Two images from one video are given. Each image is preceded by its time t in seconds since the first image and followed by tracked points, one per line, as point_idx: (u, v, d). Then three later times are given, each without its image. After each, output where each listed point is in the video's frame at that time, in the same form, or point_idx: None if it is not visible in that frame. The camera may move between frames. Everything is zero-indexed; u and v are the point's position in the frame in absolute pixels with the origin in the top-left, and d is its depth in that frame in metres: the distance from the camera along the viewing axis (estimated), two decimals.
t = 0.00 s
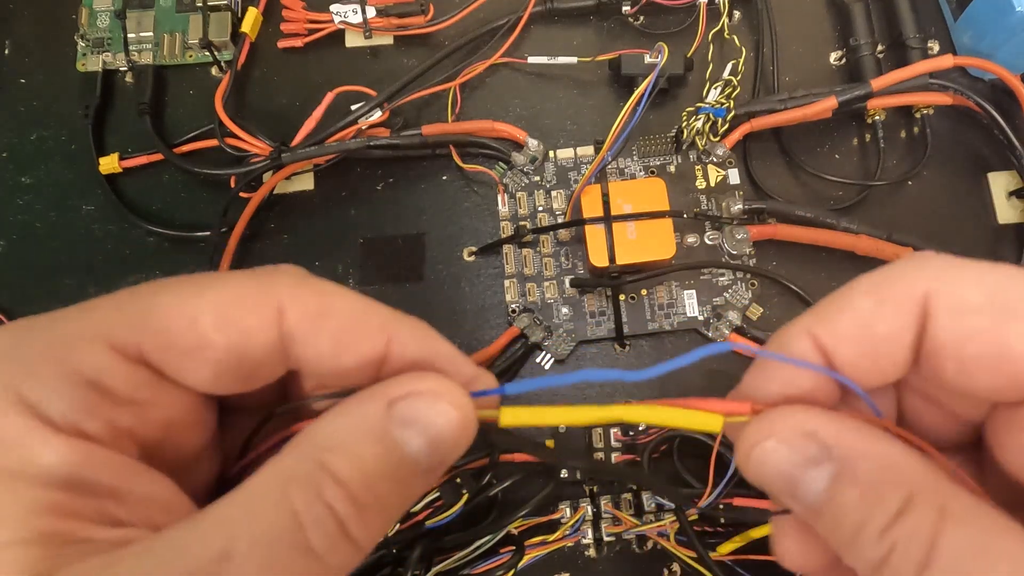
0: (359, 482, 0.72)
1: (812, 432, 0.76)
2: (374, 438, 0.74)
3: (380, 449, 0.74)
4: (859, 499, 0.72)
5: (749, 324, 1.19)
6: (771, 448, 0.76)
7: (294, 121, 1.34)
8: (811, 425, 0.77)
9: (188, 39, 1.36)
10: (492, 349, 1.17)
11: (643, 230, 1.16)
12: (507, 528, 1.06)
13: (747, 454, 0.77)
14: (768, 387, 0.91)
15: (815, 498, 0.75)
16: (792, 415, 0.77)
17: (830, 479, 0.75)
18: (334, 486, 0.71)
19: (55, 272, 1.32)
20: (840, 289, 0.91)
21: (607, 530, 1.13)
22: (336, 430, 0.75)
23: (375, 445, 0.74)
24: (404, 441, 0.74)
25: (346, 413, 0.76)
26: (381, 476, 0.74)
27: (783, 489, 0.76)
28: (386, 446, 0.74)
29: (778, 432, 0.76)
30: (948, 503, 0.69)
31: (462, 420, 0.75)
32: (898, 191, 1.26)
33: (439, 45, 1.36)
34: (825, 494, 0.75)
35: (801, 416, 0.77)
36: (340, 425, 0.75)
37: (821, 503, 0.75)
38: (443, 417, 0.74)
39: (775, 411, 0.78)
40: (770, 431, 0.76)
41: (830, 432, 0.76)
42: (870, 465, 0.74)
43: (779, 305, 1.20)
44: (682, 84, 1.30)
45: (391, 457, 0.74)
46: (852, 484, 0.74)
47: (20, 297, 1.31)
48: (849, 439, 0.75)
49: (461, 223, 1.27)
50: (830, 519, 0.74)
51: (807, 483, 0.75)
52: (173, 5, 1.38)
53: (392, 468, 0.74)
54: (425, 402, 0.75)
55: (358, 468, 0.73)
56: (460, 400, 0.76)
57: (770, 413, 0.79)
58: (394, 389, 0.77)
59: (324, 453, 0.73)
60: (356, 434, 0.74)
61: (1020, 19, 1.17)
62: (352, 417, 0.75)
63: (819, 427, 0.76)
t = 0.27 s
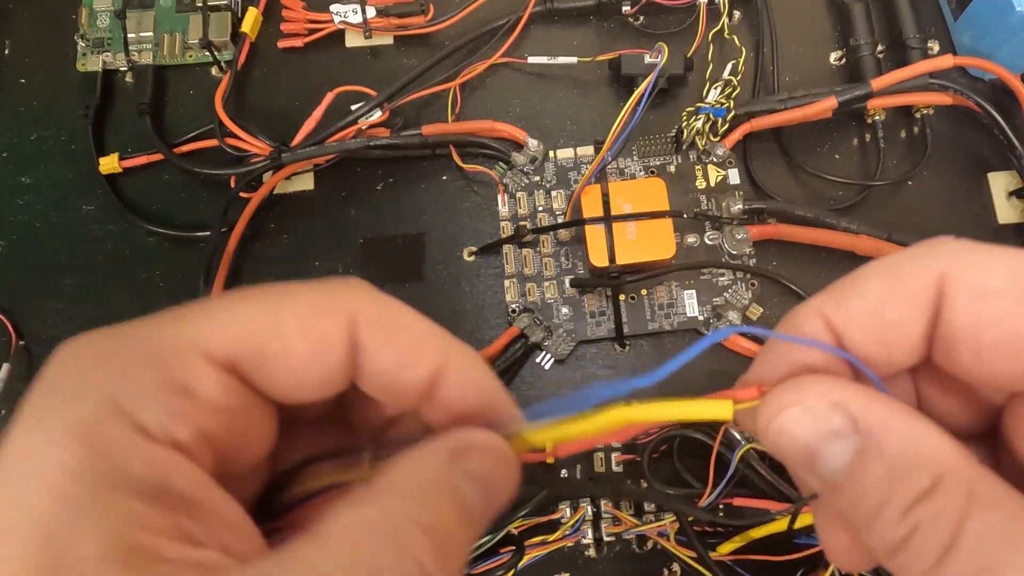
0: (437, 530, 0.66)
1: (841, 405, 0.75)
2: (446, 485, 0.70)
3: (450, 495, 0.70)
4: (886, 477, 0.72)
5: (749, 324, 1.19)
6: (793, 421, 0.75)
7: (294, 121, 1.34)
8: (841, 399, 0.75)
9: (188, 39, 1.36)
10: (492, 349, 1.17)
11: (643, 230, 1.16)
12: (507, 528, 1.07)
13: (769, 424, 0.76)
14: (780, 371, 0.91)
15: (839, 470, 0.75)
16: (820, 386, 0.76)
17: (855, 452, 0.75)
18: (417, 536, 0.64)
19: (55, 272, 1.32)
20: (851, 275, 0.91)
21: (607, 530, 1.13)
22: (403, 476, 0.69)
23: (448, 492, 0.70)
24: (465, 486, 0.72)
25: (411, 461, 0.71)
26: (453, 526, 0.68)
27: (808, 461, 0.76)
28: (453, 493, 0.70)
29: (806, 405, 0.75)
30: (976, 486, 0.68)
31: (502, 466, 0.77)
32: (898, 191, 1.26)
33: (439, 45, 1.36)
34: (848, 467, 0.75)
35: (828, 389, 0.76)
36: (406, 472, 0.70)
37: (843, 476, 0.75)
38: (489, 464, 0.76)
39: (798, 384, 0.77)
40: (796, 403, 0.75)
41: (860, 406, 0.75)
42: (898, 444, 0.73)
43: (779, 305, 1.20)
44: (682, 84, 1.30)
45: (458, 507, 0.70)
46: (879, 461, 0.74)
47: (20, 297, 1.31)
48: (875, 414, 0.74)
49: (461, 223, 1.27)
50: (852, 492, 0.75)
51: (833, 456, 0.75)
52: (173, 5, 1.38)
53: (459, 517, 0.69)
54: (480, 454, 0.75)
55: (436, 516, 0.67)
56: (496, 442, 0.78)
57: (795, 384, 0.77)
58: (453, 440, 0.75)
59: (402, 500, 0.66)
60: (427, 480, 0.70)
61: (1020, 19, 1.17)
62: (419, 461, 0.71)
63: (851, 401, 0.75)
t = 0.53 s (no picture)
0: (404, 486, 0.72)
1: (834, 422, 0.75)
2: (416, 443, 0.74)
3: (419, 452, 0.74)
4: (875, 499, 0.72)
5: (749, 324, 1.19)
6: (785, 439, 0.75)
7: (294, 121, 1.34)
8: (832, 416, 0.76)
9: (188, 39, 1.36)
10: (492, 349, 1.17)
11: (643, 230, 1.16)
12: (507, 527, 1.07)
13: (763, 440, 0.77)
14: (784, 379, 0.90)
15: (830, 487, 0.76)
16: (813, 404, 0.76)
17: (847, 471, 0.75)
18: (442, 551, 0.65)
19: (55, 271, 1.32)
20: (856, 282, 0.91)
21: (607, 530, 1.13)
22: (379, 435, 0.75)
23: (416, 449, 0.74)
24: (443, 444, 0.75)
25: (386, 419, 0.76)
26: (425, 479, 0.74)
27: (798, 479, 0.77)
28: (428, 452, 0.74)
29: (797, 422, 0.75)
30: (968, 507, 0.69)
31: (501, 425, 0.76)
32: (898, 191, 1.25)
33: (439, 45, 1.36)
34: (840, 482, 0.75)
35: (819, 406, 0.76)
36: (382, 429, 0.75)
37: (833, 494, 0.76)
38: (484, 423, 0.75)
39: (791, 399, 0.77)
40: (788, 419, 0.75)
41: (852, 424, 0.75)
42: (889, 459, 0.73)
43: (779, 305, 1.20)
44: (682, 84, 1.30)
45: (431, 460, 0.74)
46: (868, 480, 0.74)
47: (20, 297, 1.31)
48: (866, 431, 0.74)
49: (461, 223, 1.27)
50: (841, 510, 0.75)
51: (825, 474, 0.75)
52: (173, 5, 1.38)
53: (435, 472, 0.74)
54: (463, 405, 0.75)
55: (401, 470, 0.73)
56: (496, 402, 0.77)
57: (791, 399, 0.77)
58: (430, 395, 0.77)
59: (364, 455, 0.73)
60: (398, 439, 0.74)
61: (1020, 19, 1.17)
62: (395, 421, 0.75)
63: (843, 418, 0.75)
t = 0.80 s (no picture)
0: (431, 489, 0.73)
1: (872, 403, 0.73)
2: (439, 444, 0.74)
3: (443, 454, 0.73)
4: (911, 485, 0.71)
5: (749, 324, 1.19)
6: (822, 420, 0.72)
7: (294, 121, 1.34)
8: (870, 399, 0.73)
9: (188, 39, 1.36)
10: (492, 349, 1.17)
11: (643, 230, 1.16)
12: (507, 527, 1.07)
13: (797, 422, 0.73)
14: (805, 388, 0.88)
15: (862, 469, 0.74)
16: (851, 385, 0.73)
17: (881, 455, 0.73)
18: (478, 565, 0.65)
19: (56, 272, 1.32)
20: (872, 287, 0.89)
21: (607, 530, 1.13)
22: (402, 437, 0.74)
23: (441, 451, 0.74)
24: (466, 448, 0.74)
25: (409, 420, 0.75)
26: (450, 480, 0.74)
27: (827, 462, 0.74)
28: (451, 453, 0.74)
29: (835, 404, 0.72)
30: (1010, 500, 0.69)
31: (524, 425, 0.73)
32: (898, 191, 1.26)
33: (439, 45, 1.36)
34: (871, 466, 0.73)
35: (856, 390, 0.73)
36: (404, 430, 0.75)
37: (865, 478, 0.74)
38: (510, 425, 0.72)
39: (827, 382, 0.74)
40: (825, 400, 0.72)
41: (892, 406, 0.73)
42: (928, 446, 0.72)
43: (779, 305, 1.20)
44: (682, 84, 1.30)
45: (456, 462, 0.74)
46: (904, 465, 0.72)
47: (20, 297, 1.31)
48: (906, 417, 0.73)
49: (461, 223, 1.27)
50: (872, 493, 0.74)
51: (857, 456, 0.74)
52: (173, 5, 1.38)
53: (460, 474, 0.74)
54: (485, 407, 0.73)
55: (427, 474, 0.73)
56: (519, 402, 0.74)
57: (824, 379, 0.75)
58: (454, 394, 0.76)
59: (392, 461, 0.73)
60: (422, 442, 0.74)
61: (1020, 19, 1.17)
62: (419, 421, 0.75)
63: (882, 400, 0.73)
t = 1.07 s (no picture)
0: (425, 487, 0.73)
1: (883, 425, 0.72)
2: (433, 439, 0.74)
3: (437, 447, 0.74)
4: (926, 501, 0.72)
5: (749, 324, 1.19)
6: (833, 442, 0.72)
7: (294, 121, 1.35)
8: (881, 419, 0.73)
9: (188, 39, 1.36)
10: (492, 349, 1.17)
11: (643, 230, 1.16)
12: (507, 527, 1.07)
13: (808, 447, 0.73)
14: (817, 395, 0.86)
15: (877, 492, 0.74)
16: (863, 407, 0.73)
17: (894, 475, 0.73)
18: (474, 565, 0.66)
19: (56, 272, 1.32)
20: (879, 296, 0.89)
21: (607, 530, 1.13)
22: (395, 434, 0.75)
23: (434, 445, 0.74)
24: (457, 440, 0.75)
25: (402, 416, 0.75)
26: (444, 476, 0.74)
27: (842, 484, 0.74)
28: (444, 446, 0.75)
29: (846, 426, 0.72)
30: None
31: (516, 416, 0.74)
32: (898, 191, 1.26)
33: (439, 45, 1.36)
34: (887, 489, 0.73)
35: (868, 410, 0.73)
36: (398, 427, 0.75)
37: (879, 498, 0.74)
38: (502, 418, 0.73)
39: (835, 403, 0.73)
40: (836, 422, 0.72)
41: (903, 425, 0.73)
42: (940, 468, 0.72)
43: (779, 305, 1.20)
44: (682, 84, 1.30)
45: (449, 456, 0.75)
46: (921, 485, 0.72)
47: (20, 297, 1.31)
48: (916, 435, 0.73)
49: (461, 223, 1.27)
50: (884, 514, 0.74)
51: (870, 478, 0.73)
52: (173, 5, 1.38)
53: (453, 468, 0.75)
54: (477, 400, 0.74)
55: (421, 472, 0.73)
56: (510, 395, 0.75)
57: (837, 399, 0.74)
58: (446, 388, 0.76)
59: (386, 458, 0.73)
60: (415, 437, 0.74)
61: (1020, 19, 1.17)
62: (411, 417, 0.75)
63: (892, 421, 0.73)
